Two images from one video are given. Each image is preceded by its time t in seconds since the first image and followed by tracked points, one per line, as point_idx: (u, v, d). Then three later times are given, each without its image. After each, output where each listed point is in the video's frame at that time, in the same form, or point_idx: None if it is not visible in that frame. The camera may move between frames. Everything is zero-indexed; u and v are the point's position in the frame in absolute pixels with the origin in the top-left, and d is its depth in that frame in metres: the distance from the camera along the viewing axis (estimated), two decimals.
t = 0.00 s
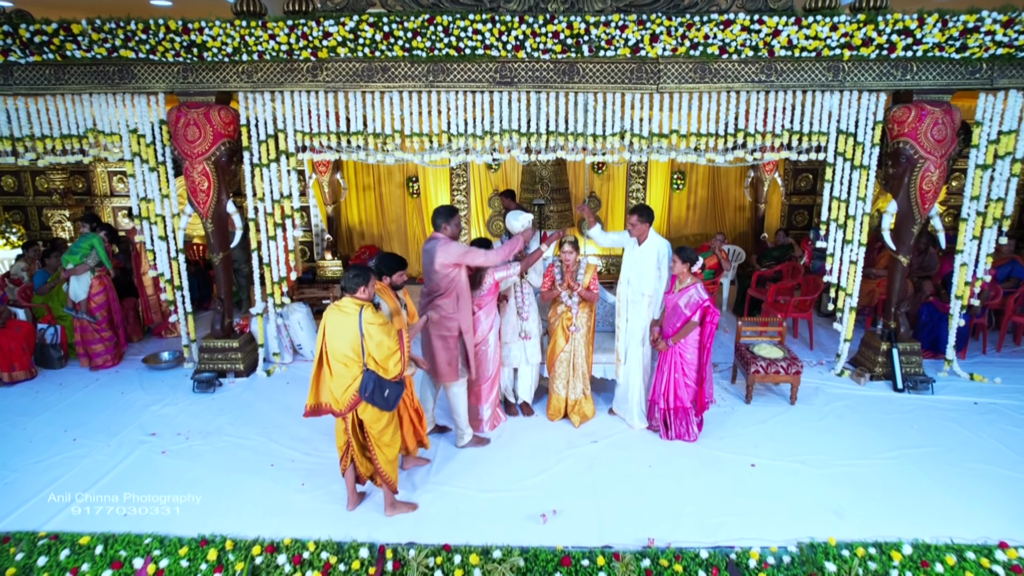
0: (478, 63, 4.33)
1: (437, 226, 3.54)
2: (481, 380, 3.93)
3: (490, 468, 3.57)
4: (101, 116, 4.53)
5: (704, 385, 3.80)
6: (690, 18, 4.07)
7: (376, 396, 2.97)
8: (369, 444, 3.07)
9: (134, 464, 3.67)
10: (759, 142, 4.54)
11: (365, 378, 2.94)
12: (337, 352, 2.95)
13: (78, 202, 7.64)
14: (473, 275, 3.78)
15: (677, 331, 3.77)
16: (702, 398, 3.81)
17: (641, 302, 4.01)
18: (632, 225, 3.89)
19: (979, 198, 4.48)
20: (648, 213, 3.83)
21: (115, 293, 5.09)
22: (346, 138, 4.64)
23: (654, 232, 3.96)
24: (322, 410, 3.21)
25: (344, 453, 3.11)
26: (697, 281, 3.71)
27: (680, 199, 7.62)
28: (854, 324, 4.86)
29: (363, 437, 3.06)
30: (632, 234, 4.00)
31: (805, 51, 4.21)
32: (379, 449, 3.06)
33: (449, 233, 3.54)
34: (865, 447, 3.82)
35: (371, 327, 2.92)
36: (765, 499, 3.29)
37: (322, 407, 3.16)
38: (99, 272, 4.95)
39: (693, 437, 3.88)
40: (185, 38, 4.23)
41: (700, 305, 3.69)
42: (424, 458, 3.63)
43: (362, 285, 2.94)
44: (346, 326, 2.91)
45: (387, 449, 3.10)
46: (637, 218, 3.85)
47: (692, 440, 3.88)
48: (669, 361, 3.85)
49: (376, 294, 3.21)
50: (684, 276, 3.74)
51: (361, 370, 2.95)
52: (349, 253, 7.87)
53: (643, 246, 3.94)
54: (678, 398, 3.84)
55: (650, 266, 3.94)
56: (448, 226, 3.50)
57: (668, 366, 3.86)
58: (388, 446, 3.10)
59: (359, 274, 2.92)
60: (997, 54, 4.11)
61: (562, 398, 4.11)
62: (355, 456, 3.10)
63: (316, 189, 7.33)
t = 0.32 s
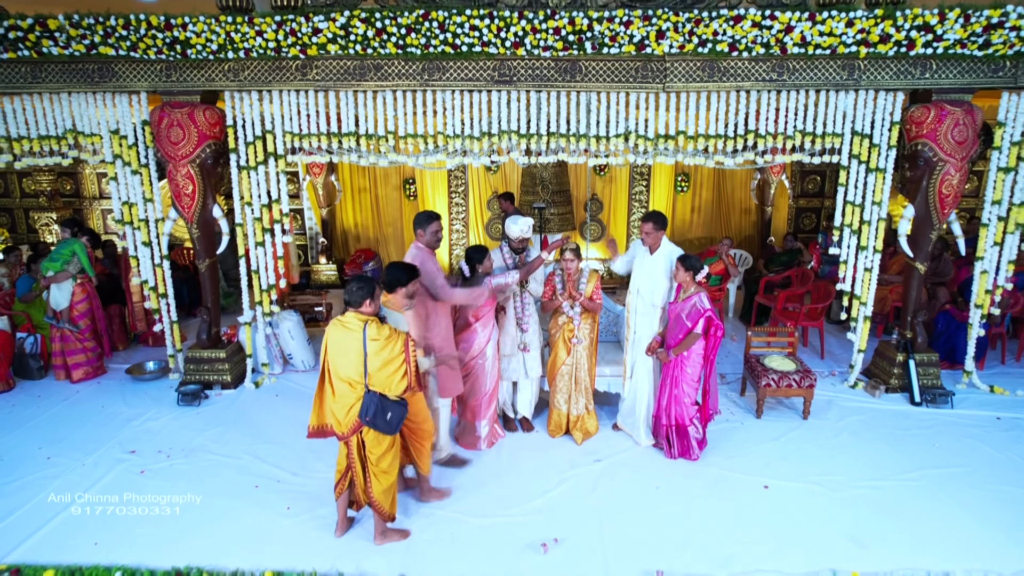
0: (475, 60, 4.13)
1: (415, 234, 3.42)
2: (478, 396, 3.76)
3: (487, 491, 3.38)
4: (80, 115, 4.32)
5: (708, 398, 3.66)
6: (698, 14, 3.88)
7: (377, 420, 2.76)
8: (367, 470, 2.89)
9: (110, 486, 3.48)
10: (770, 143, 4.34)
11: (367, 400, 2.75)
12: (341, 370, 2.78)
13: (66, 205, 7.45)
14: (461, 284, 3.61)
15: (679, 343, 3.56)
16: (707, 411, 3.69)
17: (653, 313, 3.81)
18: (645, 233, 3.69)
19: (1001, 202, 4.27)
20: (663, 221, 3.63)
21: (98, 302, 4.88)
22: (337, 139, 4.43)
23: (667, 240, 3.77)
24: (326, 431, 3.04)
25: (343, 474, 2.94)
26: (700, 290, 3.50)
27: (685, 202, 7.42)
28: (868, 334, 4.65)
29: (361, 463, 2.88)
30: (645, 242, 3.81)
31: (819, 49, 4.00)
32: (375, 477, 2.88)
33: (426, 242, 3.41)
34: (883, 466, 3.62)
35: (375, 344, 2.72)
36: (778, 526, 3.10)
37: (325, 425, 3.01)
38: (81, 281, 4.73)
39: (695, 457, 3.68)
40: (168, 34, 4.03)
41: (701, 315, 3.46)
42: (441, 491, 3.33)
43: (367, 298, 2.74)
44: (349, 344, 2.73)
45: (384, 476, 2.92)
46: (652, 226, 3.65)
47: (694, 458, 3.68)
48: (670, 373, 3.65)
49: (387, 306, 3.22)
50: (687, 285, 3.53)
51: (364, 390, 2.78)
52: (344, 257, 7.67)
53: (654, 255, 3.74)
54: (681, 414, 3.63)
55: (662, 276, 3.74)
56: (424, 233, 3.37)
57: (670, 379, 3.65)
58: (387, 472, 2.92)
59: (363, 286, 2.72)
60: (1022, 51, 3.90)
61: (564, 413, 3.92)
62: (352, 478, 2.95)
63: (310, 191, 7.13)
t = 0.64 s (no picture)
0: (473, 58, 3.92)
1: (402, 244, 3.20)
2: (475, 415, 3.53)
3: (485, 519, 3.17)
4: (56, 116, 4.10)
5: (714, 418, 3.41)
6: (709, 9, 3.65)
7: (396, 444, 2.57)
8: (362, 501, 2.70)
9: (83, 513, 3.28)
10: (784, 146, 4.12)
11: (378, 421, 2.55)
12: (341, 393, 2.55)
13: (52, 208, 7.22)
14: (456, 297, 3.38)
15: (682, 361, 3.29)
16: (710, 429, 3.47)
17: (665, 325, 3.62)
18: (656, 241, 3.49)
19: None
20: (676, 229, 3.42)
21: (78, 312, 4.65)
22: (327, 141, 4.21)
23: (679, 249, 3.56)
24: (328, 461, 2.86)
25: (337, 501, 2.76)
26: (707, 305, 3.24)
27: (690, 204, 7.20)
28: (885, 345, 4.43)
29: (357, 494, 2.69)
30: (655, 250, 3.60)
31: (836, 45, 3.78)
32: (371, 508, 2.69)
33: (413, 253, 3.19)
34: (906, 490, 3.41)
35: (378, 361, 2.51)
36: (797, 558, 2.90)
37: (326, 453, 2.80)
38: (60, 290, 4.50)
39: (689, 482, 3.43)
40: (148, 30, 3.81)
41: (706, 331, 3.20)
42: (445, 515, 3.14)
43: (361, 315, 2.50)
44: (349, 364, 2.49)
45: (380, 507, 2.72)
46: (663, 234, 3.45)
47: (673, 486, 3.42)
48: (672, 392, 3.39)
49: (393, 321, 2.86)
50: (693, 298, 3.28)
51: (371, 411, 2.57)
52: (339, 262, 7.45)
53: (666, 265, 3.56)
54: (681, 437, 3.36)
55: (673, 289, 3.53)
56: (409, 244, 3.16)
57: (670, 400, 3.38)
58: (385, 503, 2.73)
59: (354, 303, 2.49)
60: None
61: (567, 432, 3.71)
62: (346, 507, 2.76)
63: (303, 194, 6.91)
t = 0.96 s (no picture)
0: (471, 57, 3.74)
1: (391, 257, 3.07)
2: (472, 434, 3.34)
3: (484, 547, 2.99)
4: (35, 117, 3.91)
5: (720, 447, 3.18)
6: (719, 5, 3.46)
7: (392, 470, 2.42)
8: (354, 534, 2.54)
9: (56, 540, 3.10)
10: (797, 149, 3.93)
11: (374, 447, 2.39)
12: (334, 420, 2.35)
13: (41, 211, 7.03)
14: (451, 307, 3.19)
15: (681, 383, 3.08)
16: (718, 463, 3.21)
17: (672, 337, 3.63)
18: (660, 249, 3.44)
19: None
20: (680, 237, 3.40)
21: (62, 322, 4.49)
22: (318, 144, 4.03)
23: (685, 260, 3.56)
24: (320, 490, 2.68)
25: (327, 531, 2.59)
26: (713, 323, 3.02)
27: (695, 208, 7.03)
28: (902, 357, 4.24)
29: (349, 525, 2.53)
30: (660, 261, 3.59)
31: (853, 44, 3.59)
32: (363, 540, 2.53)
33: (403, 266, 3.07)
34: (929, 515, 3.23)
35: (373, 382, 2.34)
36: None
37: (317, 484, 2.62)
38: (42, 299, 4.33)
39: (687, 509, 3.22)
40: (129, 28, 3.62)
41: (710, 352, 2.98)
42: (440, 543, 2.96)
43: (351, 335, 2.34)
44: (342, 389, 2.30)
45: (374, 540, 2.56)
46: (667, 243, 3.41)
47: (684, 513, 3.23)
48: (671, 413, 3.20)
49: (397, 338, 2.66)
50: (698, 316, 3.05)
51: (367, 437, 2.39)
52: (335, 266, 7.27)
53: (672, 276, 3.56)
54: (682, 461, 3.19)
55: (678, 299, 3.55)
56: (399, 255, 3.02)
57: (669, 422, 3.20)
58: (379, 534, 2.57)
59: (344, 322, 2.32)
60: None
61: (571, 451, 3.53)
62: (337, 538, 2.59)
63: (298, 198, 6.74)
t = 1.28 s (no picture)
0: (471, 57, 3.61)
1: (385, 267, 2.97)
2: (471, 447, 3.22)
3: (484, 567, 2.86)
4: (20, 119, 3.79)
5: (714, 469, 2.98)
6: (728, 3, 3.33)
7: (383, 492, 2.27)
8: (347, 556, 2.42)
9: (37, 558, 2.97)
10: (807, 152, 3.81)
11: (367, 467, 2.24)
12: (328, 438, 2.23)
13: (33, 214, 6.91)
14: (450, 319, 3.12)
15: (678, 397, 2.96)
16: (712, 485, 3.02)
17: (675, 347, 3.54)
18: (661, 257, 3.30)
19: None
20: (680, 243, 3.27)
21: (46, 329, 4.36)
22: (313, 147, 3.91)
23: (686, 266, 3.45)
24: (307, 511, 2.57)
25: (319, 552, 2.50)
26: (710, 335, 2.88)
27: (698, 211, 6.91)
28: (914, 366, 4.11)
29: (341, 547, 2.42)
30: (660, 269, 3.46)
31: (866, 43, 3.47)
32: (356, 563, 2.41)
33: (396, 276, 2.96)
34: (947, 533, 3.11)
35: (372, 399, 2.21)
36: None
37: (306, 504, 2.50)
38: (24, 307, 4.20)
39: (685, 530, 3.07)
40: (116, 27, 3.51)
41: (706, 366, 2.83)
42: (438, 562, 2.83)
43: (347, 350, 2.20)
44: (338, 406, 2.17)
45: (368, 562, 2.44)
46: (667, 250, 3.27)
47: (685, 533, 3.07)
48: (667, 428, 3.08)
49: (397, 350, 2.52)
50: (696, 327, 2.92)
51: (361, 457, 2.26)
52: (332, 270, 7.16)
53: (673, 284, 3.44)
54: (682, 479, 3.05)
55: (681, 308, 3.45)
56: (395, 265, 2.93)
57: (666, 437, 3.07)
58: (373, 557, 2.44)
59: (339, 336, 2.18)
60: None
61: (573, 465, 3.39)
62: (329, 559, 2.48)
63: (294, 201, 6.62)
